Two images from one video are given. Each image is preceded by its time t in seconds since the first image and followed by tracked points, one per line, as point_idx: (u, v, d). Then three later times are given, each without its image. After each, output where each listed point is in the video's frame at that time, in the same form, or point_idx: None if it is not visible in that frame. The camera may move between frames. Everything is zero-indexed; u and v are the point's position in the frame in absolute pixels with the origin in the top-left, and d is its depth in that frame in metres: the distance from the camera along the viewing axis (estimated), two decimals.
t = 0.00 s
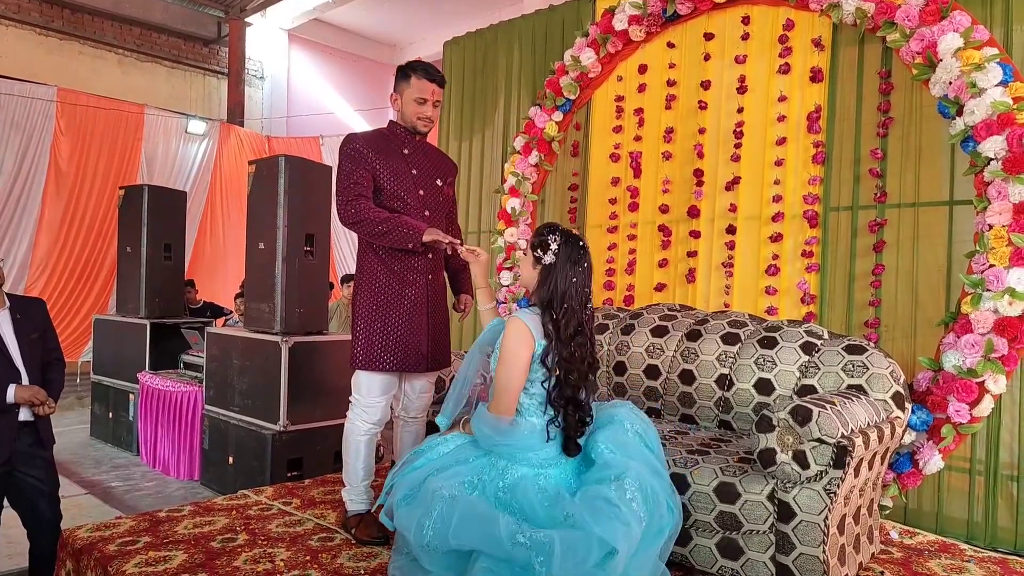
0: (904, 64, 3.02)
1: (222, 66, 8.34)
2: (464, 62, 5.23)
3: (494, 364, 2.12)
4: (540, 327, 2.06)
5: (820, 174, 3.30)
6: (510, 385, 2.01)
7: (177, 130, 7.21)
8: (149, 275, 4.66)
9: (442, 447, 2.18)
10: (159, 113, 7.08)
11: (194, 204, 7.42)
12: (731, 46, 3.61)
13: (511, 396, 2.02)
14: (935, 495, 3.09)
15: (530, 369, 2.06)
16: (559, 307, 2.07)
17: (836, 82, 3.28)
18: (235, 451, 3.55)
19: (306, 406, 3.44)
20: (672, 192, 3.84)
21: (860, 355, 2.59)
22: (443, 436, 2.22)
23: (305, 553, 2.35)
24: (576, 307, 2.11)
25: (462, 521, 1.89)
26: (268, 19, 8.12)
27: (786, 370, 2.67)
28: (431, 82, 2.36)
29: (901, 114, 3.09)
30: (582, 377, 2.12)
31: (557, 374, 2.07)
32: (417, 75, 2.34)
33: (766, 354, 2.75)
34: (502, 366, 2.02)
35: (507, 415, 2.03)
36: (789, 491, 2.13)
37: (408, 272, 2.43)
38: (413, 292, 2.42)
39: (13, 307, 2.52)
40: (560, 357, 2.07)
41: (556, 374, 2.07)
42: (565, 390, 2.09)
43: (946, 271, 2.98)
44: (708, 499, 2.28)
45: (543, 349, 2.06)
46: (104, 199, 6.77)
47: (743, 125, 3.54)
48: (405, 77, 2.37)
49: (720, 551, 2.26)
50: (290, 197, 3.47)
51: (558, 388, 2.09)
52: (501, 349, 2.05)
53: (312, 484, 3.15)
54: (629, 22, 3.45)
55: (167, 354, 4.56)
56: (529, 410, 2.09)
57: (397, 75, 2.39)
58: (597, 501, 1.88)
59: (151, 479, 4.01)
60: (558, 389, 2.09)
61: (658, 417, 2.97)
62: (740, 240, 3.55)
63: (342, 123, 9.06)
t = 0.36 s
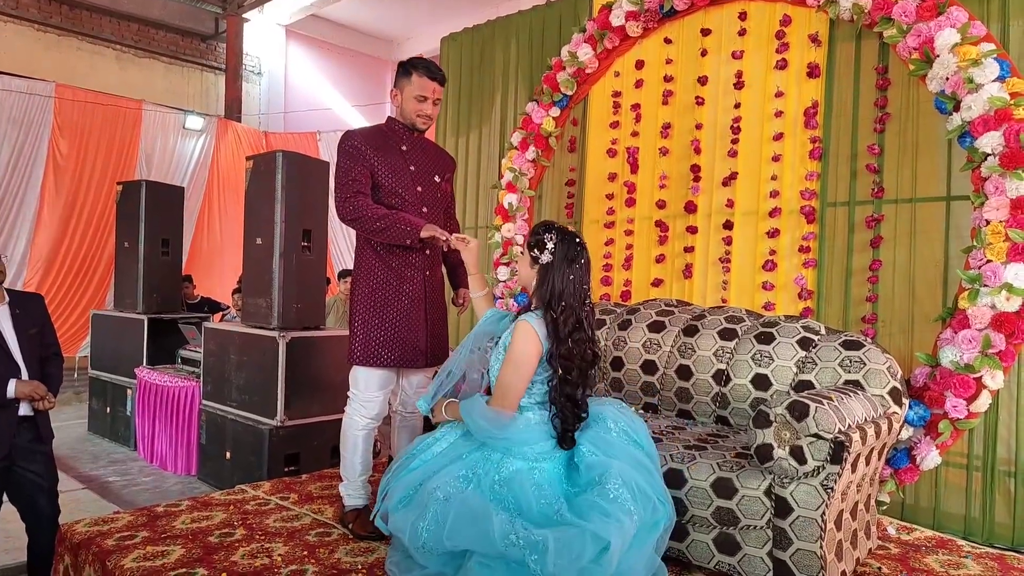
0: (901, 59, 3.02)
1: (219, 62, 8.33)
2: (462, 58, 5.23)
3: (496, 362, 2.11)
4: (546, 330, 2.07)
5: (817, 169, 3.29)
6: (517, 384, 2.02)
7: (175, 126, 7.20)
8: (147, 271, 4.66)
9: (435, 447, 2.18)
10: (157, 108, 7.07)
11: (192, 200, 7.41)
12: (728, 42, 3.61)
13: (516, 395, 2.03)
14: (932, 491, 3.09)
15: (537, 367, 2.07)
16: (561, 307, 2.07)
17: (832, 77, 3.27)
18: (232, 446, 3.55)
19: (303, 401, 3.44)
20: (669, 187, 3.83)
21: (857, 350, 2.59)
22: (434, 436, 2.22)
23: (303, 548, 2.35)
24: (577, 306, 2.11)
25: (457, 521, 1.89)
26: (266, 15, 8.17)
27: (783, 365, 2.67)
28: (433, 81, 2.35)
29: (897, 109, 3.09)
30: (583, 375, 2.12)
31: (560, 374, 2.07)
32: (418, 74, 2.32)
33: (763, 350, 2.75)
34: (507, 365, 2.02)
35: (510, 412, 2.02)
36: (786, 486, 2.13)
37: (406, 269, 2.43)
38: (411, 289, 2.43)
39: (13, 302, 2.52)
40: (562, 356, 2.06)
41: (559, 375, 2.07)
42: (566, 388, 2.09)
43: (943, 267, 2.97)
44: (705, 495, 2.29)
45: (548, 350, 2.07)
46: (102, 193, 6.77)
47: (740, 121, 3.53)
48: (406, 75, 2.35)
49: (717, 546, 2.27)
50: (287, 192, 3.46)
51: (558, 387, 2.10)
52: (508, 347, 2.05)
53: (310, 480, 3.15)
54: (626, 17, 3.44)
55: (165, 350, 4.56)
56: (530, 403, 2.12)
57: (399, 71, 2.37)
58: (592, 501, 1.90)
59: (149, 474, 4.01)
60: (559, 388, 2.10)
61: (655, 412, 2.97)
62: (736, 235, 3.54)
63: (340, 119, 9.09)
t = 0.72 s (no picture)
0: (896, 58, 3.01)
1: (217, 60, 8.30)
2: (459, 56, 5.21)
3: (485, 357, 2.12)
4: (535, 323, 2.08)
5: (814, 167, 3.28)
6: (505, 377, 2.02)
7: (173, 124, 7.19)
8: (144, 269, 4.64)
9: (430, 449, 2.16)
10: (155, 106, 7.07)
11: (190, 199, 7.40)
12: (724, 40, 3.59)
13: (505, 389, 2.03)
14: (932, 490, 3.08)
15: (525, 362, 2.08)
16: (552, 301, 2.09)
17: (828, 75, 3.27)
18: (230, 445, 3.54)
19: (301, 400, 3.43)
20: (667, 185, 3.81)
21: (855, 348, 2.57)
22: (430, 439, 2.20)
23: (300, 549, 2.34)
24: (568, 301, 2.12)
25: (452, 524, 1.88)
26: (263, 13, 8.15)
27: (781, 363, 2.66)
28: (429, 80, 2.35)
29: (893, 107, 3.08)
30: (573, 369, 2.14)
31: (548, 366, 2.09)
32: (414, 73, 2.32)
33: (761, 348, 2.74)
34: (496, 358, 2.03)
35: (500, 406, 2.03)
36: (786, 485, 2.12)
37: (403, 268, 2.42)
38: (408, 288, 2.42)
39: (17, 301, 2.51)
40: (551, 349, 2.08)
41: (548, 367, 2.09)
42: (557, 380, 2.10)
43: (941, 265, 2.96)
44: (705, 494, 2.28)
45: (535, 343, 2.08)
46: (100, 191, 6.76)
47: (736, 118, 3.52)
48: (402, 75, 2.35)
49: (718, 546, 2.26)
50: (284, 189, 3.45)
51: (547, 379, 2.11)
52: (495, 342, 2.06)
53: (308, 479, 3.14)
54: (623, 16, 3.43)
55: (162, 348, 4.55)
56: (520, 401, 2.10)
57: (394, 70, 2.37)
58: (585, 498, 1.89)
59: (147, 474, 4.00)
60: (547, 381, 2.11)
61: (653, 410, 2.96)
62: (734, 233, 3.53)
63: (338, 117, 9.07)
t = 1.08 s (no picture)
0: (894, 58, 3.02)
1: (208, 79, 8.30)
2: (453, 69, 5.21)
3: (484, 373, 2.12)
4: (530, 337, 2.07)
5: (813, 169, 3.29)
6: (502, 392, 2.02)
7: (165, 145, 7.18)
8: (143, 291, 4.63)
9: (436, 466, 2.15)
10: (146, 128, 7.06)
11: (185, 221, 7.40)
12: (719, 44, 3.59)
13: (504, 403, 2.02)
14: (940, 488, 3.09)
15: (522, 377, 2.07)
16: (545, 313, 2.08)
17: (825, 76, 3.27)
18: (237, 465, 3.53)
19: (306, 418, 3.42)
20: (666, 191, 3.82)
21: (860, 350, 2.58)
22: (435, 456, 2.19)
23: (313, 569, 2.33)
24: (560, 312, 2.12)
25: (460, 538, 1.86)
26: (252, 31, 8.11)
27: (787, 368, 2.66)
28: (418, 94, 2.34)
29: (891, 106, 3.09)
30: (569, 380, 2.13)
31: (546, 378, 2.08)
32: (402, 88, 2.31)
33: (766, 353, 2.74)
34: (494, 373, 2.03)
35: (501, 420, 2.02)
36: (795, 491, 2.11)
37: (400, 285, 2.41)
38: (406, 305, 2.41)
39: (31, 327, 2.54)
40: (546, 360, 2.07)
41: (545, 380, 2.08)
42: (552, 392, 2.09)
43: (943, 264, 2.97)
44: (714, 502, 2.27)
45: (532, 356, 2.07)
46: (96, 215, 6.75)
47: (733, 122, 3.52)
48: (390, 88, 2.33)
49: (729, 553, 2.25)
50: (281, 209, 3.44)
51: (544, 392, 2.10)
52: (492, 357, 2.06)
53: (316, 498, 3.13)
54: (616, 23, 3.44)
55: (164, 370, 4.54)
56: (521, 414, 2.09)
57: (383, 86, 2.36)
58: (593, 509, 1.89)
59: (154, 496, 3.98)
60: (546, 393, 2.10)
61: (659, 418, 2.96)
62: (735, 237, 3.52)
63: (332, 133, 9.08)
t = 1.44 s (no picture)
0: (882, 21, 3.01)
1: (180, 50, 8.05)
2: (436, 38, 5.10)
3: (478, 348, 2.12)
4: (524, 311, 2.06)
5: (802, 135, 3.29)
6: (498, 367, 2.03)
7: (138, 120, 6.98)
8: (122, 272, 4.54)
9: (434, 440, 2.15)
10: (117, 102, 6.83)
11: (163, 196, 7.21)
12: (707, 9, 3.57)
13: (501, 378, 2.03)
14: (924, 446, 3.18)
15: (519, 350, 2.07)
16: (537, 287, 2.07)
17: (814, 42, 3.26)
18: (227, 445, 3.50)
19: (297, 396, 3.40)
20: (655, 159, 3.81)
21: (849, 315, 2.61)
22: (433, 430, 2.18)
23: (310, 547, 2.33)
24: (552, 284, 2.11)
25: (461, 511, 1.87)
26: None
27: (777, 334, 2.69)
28: (403, 65, 2.27)
29: (879, 71, 3.10)
30: (564, 351, 2.13)
31: (541, 351, 2.09)
32: (388, 59, 2.25)
33: (756, 319, 2.76)
34: (489, 348, 2.03)
35: (499, 394, 2.03)
36: (787, 454, 2.15)
37: (384, 260, 2.38)
38: (390, 281, 2.38)
39: (16, 310, 2.48)
40: (541, 333, 2.07)
41: (540, 353, 2.08)
42: (548, 363, 2.10)
43: (927, 227, 3.02)
44: (708, 467, 2.31)
45: (527, 329, 2.07)
46: (67, 194, 6.56)
47: (723, 88, 3.51)
48: (375, 59, 2.28)
49: (723, 516, 2.30)
50: (263, 185, 3.37)
51: (541, 363, 2.11)
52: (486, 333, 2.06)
53: (310, 476, 3.13)
54: None
55: (148, 352, 4.47)
56: (518, 387, 2.09)
57: (369, 57, 2.31)
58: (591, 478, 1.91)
59: (143, 479, 3.95)
60: (541, 365, 2.11)
61: (653, 386, 2.99)
62: (724, 205, 3.54)
63: (313, 105, 8.81)
